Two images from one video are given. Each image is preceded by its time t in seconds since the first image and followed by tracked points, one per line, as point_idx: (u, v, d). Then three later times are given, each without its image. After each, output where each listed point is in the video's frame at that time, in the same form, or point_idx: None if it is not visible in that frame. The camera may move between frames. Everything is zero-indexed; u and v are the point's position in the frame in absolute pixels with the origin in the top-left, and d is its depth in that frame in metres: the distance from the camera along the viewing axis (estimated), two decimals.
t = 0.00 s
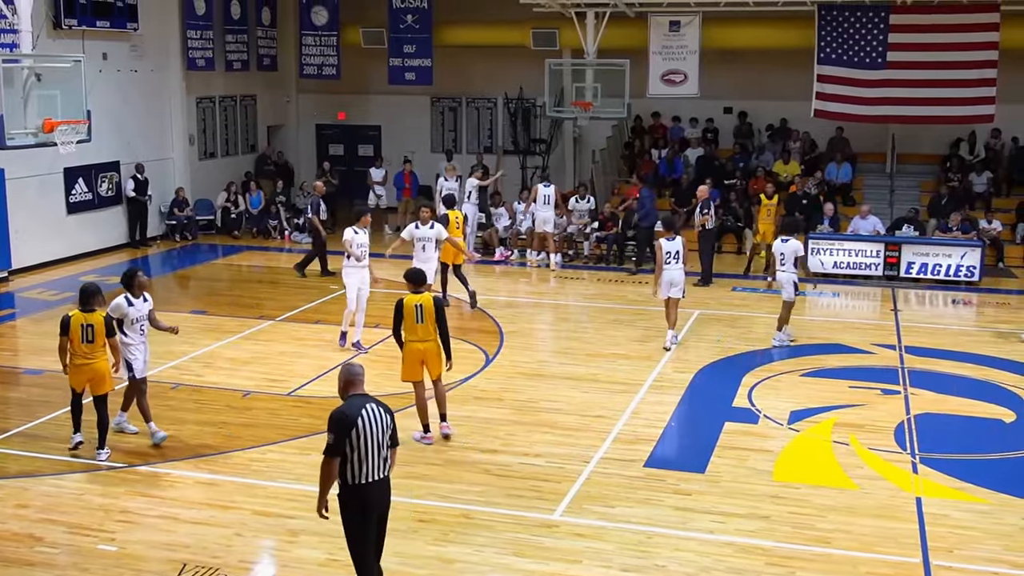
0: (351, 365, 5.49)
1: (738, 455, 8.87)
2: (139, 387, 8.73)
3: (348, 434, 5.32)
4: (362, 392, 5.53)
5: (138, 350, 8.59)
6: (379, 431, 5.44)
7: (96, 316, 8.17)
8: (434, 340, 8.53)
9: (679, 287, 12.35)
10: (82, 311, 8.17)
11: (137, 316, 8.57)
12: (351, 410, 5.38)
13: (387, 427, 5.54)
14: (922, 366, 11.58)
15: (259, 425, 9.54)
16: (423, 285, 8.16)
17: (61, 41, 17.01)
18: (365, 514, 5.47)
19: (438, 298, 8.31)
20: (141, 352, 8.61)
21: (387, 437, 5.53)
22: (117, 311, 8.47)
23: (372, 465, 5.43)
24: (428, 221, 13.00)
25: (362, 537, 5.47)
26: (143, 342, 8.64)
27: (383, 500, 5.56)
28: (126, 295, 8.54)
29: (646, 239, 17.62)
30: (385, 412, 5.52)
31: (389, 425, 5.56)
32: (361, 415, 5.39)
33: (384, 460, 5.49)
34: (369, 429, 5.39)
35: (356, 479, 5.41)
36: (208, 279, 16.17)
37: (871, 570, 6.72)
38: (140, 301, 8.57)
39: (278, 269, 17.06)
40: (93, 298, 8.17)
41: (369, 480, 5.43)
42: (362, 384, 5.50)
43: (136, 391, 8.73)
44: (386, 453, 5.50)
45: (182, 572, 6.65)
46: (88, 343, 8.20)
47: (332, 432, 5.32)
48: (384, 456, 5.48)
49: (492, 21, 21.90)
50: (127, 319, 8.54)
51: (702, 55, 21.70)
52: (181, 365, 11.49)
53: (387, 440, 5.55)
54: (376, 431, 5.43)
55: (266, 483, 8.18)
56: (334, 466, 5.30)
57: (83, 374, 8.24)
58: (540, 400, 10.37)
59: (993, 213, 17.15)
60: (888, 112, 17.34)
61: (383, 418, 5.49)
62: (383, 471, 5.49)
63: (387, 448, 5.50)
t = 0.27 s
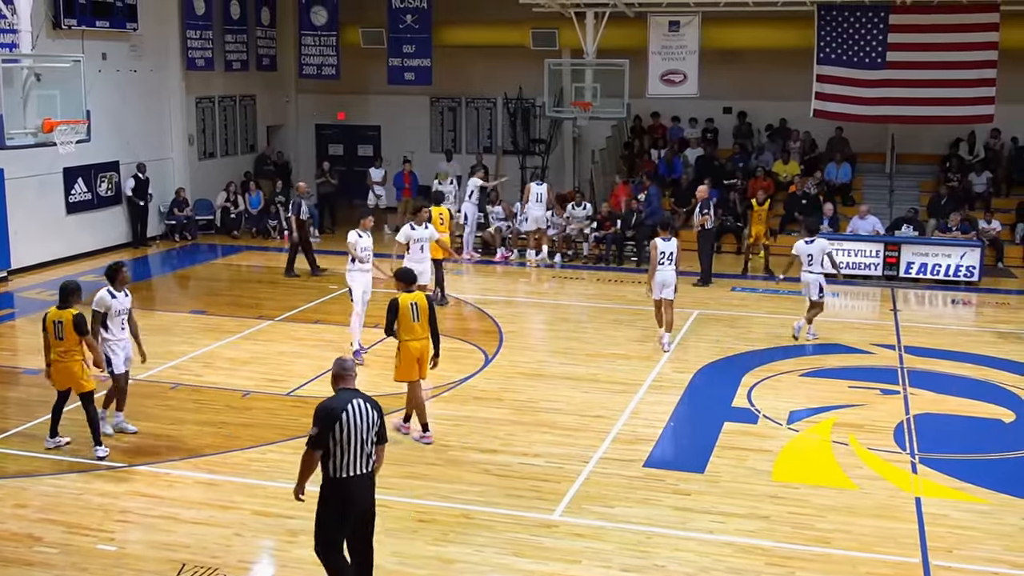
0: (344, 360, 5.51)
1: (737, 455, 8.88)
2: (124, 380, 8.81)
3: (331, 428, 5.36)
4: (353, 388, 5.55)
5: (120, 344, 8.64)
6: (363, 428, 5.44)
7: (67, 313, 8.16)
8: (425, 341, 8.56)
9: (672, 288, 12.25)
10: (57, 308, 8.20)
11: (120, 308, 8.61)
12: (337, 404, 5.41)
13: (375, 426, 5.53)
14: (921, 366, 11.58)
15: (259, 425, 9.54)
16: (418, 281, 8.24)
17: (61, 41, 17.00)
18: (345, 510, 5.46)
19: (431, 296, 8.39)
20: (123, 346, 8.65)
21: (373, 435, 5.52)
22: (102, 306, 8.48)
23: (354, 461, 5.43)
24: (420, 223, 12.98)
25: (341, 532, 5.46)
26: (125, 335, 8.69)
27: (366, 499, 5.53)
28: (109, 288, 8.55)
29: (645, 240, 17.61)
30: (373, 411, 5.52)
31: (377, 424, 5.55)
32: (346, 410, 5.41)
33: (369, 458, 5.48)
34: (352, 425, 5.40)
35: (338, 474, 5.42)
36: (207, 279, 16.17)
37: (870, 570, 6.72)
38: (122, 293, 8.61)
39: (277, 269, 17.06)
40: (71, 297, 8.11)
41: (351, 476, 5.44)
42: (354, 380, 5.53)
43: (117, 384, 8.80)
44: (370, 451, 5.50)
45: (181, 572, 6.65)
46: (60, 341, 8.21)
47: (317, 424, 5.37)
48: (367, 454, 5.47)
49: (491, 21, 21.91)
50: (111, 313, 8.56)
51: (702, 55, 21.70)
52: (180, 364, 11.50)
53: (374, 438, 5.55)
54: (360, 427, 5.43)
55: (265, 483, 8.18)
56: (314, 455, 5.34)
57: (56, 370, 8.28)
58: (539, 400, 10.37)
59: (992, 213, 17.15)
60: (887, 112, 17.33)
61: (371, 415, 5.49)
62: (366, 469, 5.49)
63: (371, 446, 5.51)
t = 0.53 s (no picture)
0: (325, 358, 5.52)
1: (737, 454, 8.87)
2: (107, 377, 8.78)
3: (303, 426, 5.40)
4: (336, 387, 5.55)
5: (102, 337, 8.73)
6: (336, 427, 5.43)
7: (36, 307, 8.23)
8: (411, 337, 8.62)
9: (663, 287, 12.28)
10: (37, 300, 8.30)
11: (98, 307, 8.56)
12: (311, 403, 5.44)
13: (352, 425, 5.50)
14: (921, 365, 11.58)
15: (258, 425, 9.53)
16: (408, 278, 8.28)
17: (60, 40, 16.99)
18: (319, 509, 5.47)
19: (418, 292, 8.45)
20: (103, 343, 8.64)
21: (351, 435, 5.48)
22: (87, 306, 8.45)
23: (327, 461, 5.42)
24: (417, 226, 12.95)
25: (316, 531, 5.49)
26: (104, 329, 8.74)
27: (346, 498, 5.51)
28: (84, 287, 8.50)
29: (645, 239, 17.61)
30: (350, 411, 5.48)
31: (354, 423, 5.51)
32: (319, 409, 5.43)
33: (345, 457, 5.46)
34: (322, 424, 5.40)
35: (313, 473, 5.44)
36: (206, 278, 16.16)
37: (870, 570, 6.72)
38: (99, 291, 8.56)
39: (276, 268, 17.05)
40: (52, 291, 8.22)
41: (327, 473, 5.44)
42: (336, 379, 5.53)
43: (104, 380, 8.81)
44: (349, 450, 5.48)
45: (180, 572, 6.65)
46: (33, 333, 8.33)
47: (290, 422, 5.43)
48: (341, 454, 5.44)
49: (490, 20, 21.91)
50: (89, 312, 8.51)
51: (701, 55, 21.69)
52: (179, 364, 11.49)
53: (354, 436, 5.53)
54: (333, 427, 5.42)
55: (265, 483, 8.18)
56: (286, 453, 5.41)
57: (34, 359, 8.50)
58: (539, 399, 10.37)
59: (992, 212, 17.15)
60: (887, 111, 17.33)
61: (347, 414, 5.47)
62: (344, 467, 5.48)
63: (349, 445, 5.48)
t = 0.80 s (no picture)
0: (295, 358, 5.51)
1: (737, 454, 8.88)
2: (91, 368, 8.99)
3: (268, 426, 5.45)
4: (308, 387, 5.52)
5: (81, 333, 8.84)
6: (298, 429, 5.41)
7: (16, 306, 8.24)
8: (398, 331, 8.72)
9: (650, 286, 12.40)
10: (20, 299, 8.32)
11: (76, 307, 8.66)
12: (277, 403, 5.47)
13: (318, 428, 5.44)
14: (922, 365, 11.58)
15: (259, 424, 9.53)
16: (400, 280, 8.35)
17: (61, 39, 16.99)
18: (286, 509, 5.50)
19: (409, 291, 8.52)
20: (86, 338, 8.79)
21: (316, 437, 5.43)
22: (65, 309, 8.52)
23: (291, 462, 5.43)
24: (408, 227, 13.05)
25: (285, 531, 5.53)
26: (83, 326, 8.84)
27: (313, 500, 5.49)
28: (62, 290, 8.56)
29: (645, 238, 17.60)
30: (314, 412, 5.44)
31: (320, 426, 5.45)
32: (282, 409, 5.44)
33: (309, 460, 5.43)
34: (283, 425, 5.41)
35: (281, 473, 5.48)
36: (206, 277, 16.16)
37: (871, 569, 6.72)
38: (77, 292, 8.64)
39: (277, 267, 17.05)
40: (33, 291, 8.21)
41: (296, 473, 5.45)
42: (304, 379, 5.50)
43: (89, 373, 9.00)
44: (316, 450, 5.44)
45: (181, 571, 6.65)
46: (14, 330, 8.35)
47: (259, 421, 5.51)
48: (305, 456, 5.42)
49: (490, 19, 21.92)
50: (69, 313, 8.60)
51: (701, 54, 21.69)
52: (180, 363, 11.49)
53: (323, 436, 5.47)
54: (295, 428, 5.41)
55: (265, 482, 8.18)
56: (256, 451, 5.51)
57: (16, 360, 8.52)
58: (539, 399, 10.37)
59: (992, 212, 17.14)
60: (887, 110, 17.32)
61: (310, 416, 5.43)
62: (313, 467, 5.46)
63: (316, 446, 5.44)
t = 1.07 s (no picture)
0: (262, 352, 5.44)
1: (738, 452, 8.87)
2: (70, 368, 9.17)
3: (236, 417, 5.48)
4: (275, 381, 5.44)
5: (65, 334, 8.94)
6: (256, 423, 5.37)
7: None
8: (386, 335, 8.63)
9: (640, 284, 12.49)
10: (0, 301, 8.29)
11: (60, 305, 8.86)
12: (245, 395, 5.47)
13: (276, 423, 5.35)
14: (922, 364, 11.58)
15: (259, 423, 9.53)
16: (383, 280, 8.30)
17: (60, 38, 17.00)
18: (253, 502, 5.50)
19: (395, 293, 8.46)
20: (67, 338, 8.95)
21: (274, 432, 5.35)
22: (44, 306, 8.71)
23: (252, 455, 5.41)
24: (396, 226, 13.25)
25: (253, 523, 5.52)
26: (67, 327, 8.95)
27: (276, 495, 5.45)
28: (47, 286, 8.74)
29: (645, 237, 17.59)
30: (272, 407, 5.36)
31: (278, 421, 5.35)
32: (247, 402, 5.44)
33: (267, 454, 5.38)
34: (244, 418, 5.40)
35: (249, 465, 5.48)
36: (207, 276, 16.16)
37: (871, 568, 6.72)
38: (62, 291, 8.83)
39: (277, 266, 17.05)
40: (10, 292, 8.20)
41: (258, 467, 5.44)
42: (271, 375, 5.42)
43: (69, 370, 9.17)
44: (272, 448, 5.37)
45: (181, 569, 6.65)
46: None
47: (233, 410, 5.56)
48: (263, 450, 5.38)
49: (490, 18, 21.91)
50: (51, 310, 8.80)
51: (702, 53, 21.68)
52: (180, 362, 11.49)
53: (282, 434, 5.36)
54: (255, 422, 5.38)
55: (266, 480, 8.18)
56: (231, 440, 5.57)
57: None
58: (539, 397, 10.37)
59: (992, 210, 17.12)
60: (887, 109, 17.32)
61: (268, 411, 5.36)
62: (271, 464, 5.40)
63: (272, 444, 5.37)
